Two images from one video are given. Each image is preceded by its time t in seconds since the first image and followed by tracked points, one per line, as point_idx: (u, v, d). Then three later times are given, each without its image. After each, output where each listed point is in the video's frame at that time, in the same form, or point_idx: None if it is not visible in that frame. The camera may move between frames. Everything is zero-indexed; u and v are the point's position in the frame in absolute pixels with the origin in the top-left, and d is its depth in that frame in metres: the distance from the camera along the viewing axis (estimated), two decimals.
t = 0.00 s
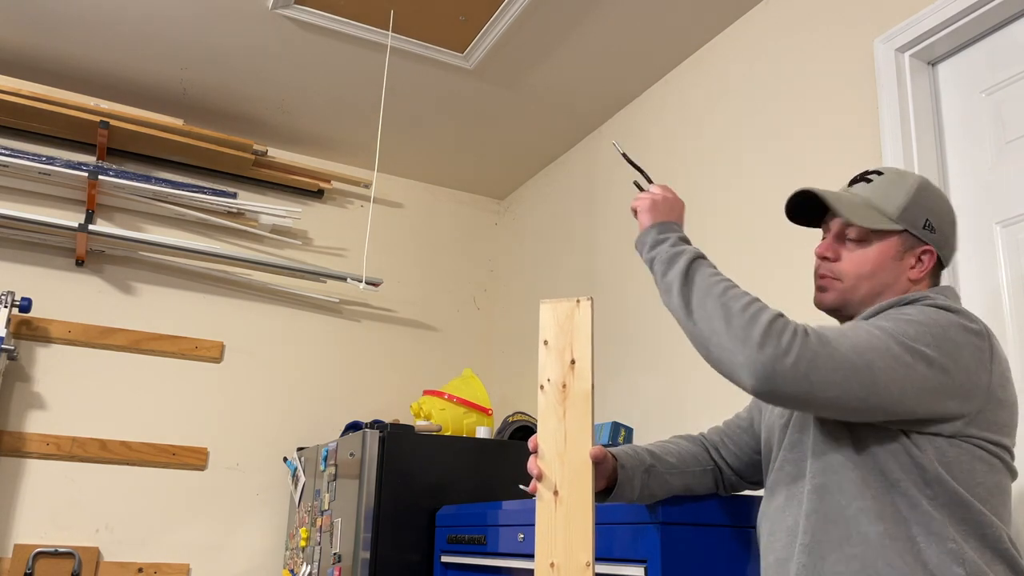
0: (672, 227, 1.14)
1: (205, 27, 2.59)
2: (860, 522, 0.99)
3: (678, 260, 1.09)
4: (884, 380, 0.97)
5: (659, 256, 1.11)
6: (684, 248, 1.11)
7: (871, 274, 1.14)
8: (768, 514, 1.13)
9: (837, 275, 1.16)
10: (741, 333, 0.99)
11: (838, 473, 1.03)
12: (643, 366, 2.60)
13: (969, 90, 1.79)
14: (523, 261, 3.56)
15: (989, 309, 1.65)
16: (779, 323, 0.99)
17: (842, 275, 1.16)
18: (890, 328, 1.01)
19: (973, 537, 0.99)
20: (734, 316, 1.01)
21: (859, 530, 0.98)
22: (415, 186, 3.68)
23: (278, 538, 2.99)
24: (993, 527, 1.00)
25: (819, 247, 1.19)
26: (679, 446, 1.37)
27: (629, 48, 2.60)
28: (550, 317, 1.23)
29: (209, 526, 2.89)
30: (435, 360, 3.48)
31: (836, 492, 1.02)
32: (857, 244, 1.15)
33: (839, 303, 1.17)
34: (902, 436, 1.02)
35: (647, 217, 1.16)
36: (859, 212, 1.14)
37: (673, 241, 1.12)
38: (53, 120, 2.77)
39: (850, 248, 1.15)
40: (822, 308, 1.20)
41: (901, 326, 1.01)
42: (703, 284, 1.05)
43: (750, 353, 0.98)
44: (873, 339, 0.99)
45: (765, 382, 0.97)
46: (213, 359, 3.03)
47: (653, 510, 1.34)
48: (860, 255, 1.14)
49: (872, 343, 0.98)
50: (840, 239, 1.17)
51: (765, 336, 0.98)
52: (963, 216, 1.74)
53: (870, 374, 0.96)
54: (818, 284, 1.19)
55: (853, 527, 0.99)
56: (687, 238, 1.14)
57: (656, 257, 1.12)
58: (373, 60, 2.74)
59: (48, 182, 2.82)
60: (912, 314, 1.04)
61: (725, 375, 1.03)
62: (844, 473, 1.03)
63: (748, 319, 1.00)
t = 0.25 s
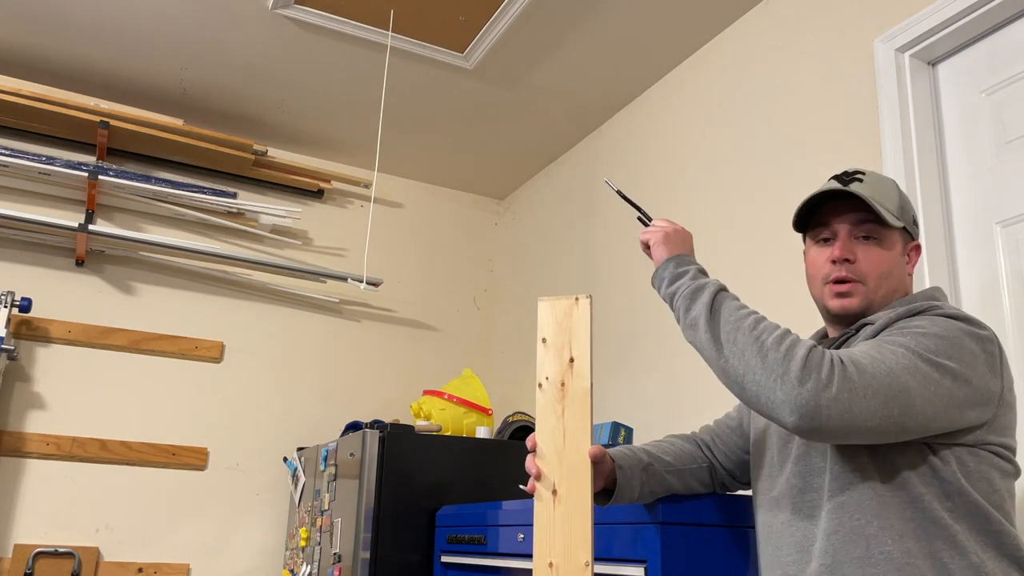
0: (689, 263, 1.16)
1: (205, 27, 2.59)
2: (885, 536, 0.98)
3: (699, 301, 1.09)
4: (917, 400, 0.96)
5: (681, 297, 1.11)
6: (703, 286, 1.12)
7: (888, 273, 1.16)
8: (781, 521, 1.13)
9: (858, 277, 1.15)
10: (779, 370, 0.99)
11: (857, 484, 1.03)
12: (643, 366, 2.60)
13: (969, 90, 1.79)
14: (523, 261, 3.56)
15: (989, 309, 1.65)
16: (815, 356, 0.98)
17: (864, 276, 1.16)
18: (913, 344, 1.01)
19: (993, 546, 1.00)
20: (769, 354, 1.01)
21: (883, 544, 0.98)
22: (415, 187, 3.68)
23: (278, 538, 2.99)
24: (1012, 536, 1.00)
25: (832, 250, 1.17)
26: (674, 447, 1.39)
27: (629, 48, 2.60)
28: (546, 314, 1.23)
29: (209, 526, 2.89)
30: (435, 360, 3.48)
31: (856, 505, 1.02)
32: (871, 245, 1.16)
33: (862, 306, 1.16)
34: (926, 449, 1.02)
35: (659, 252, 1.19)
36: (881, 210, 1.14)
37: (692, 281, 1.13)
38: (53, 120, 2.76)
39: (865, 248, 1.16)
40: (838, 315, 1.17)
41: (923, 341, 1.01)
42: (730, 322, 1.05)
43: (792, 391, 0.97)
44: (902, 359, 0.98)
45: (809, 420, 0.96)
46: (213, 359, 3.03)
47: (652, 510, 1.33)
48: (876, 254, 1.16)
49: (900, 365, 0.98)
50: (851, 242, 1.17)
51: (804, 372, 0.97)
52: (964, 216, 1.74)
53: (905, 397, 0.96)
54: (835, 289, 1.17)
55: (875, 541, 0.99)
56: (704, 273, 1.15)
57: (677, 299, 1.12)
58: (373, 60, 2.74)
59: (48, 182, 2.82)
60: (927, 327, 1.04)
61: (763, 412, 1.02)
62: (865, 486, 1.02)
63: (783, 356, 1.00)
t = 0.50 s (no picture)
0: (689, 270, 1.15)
1: (205, 27, 2.59)
2: (885, 537, 0.98)
3: (700, 307, 1.09)
4: (920, 401, 0.96)
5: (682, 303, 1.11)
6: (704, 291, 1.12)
7: (885, 274, 1.15)
8: (782, 521, 1.12)
9: (856, 278, 1.15)
10: (782, 374, 0.99)
11: (858, 485, 1.03)
12: (643, 366, 2.60)
13: (969, 90, 1.79)
14: (523, 261, 3.56)
15: (989, 309, 1.65)
16: (817, 359, 0.98)
17: (862, 277, 1.15)
18: (914, 345, 1.01)
19: (992, 548, 1.00)
20: (772, 359, 1.00)
21: (884, 545, 0.98)
22: (415, 186, 3.68)
23: (277, 538, 2.99)
24: (1013, 538, 1.00)
25: (829, 251, 1.17)
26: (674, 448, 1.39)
27: (629, 48, 2.60)
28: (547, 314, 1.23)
29: (209, 526, 2.89)
30: (435, 360, 3.48)
31: (856, 506, 1.02)
32: (869, 244, 1.16)
33: (860, 307, 1.16)
34: (927, 450, 1.02)
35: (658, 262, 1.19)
36: (877, 211, 1.14)
37: (693, 286, 1.13)
38: (53, 120, 2.77)
39: (863, 248, 1.16)
40: (836, 315, 1.17)
41: (924, 341, 1.01)
42: (731, 327, 1.05)
43: (795, 395, 0.97)
44: (904, 360, 0.98)
45: (814, 423, 0.96)
46: (213, 359, 3.03)
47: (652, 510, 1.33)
48: (874, 254, 1.16)
49: (901, 366, 0.98)
50: (848, 242, 1.17)
51: (807, 375, 0.97)
52: (964, 216, 1.74)
53: (908, 398, 0.96)
54: (832, 289, 1.17)
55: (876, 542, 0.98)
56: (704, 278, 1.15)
57: (678, 304, 1.12)
58: (373, 60, 2.74)
59: (48, 183, 2.82)
60: (927, 327, 1.04)
61: (767, 416, 1.02)
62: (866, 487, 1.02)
63: (786, 360, 0.99)
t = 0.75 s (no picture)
0: (659, 305, 1.14)
1: (205, 27, 2.59)
2: (882, 541, 0.99)
3: (676, 335, 1.09)
4: (911, 411, 0.96)
5: (657, 335, 1.11)
6: (679, 320, 1.12)
7: (880, 271, 1.15)
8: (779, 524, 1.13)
9: (848, 276, 1.15)
10: (764, 399, 0.99)
11: (855, 489, 1.03)
12: (643, 365, 2.60)
13: (969, 90, 1.79)
14: (523, 261, 3.56)
15: (989, 308, 1.65)
16: (800, 382, 0.98)
17: (854, 275, 1.15)
18: (905, 352, 1.01)
19: (992, 550, 1.00)
20: (753, 385, 1.01)
21: (881, 550, 0.98)
22: (415, 187, 3.68)
23: (277, 538, 2.99)
24: (1012, 538, 1.00)
25: (822, 249, 1.18)
26: (682, 446, 1.39)
27: (629, 48, 2.60)
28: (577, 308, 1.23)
29: (209, 526, 2.89)
30: (435, 360, 3.48)
31: (853, 510, 1.02)
32: (863, 243, 1.16)
33: (852, 304, 1.16)
34: (925, 454, 1.02)
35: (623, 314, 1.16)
36: (869, 209, 1.14)
37: (666, 316, 1.13)
38: (53, 120, 2.76)
39: (857, 246, 1.16)
40: (830, 313, 1.18)
41: (915, 348, 1.01)
42: (709, 354, 1.05)
43: (780, 420, 0.97)
44: (892, 371, 0.98)
45: (801, 447, 0.97)
46: (213, 359, 3.03)
47: (653, 510, 1.33)
48: (868, 252, 1.15)
49: (889, 378, 0.97)
50: (843, 240, 1.17)
51: (790, 399, 0.98)
52: (964, 216, 1.75)
53: (898, 410, 0.96)
54: (825, 287, 1.17)
55: (873, 546, 0.99)
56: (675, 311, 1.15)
57: (652, 342, 1.12)
58: (373, 60, 2.74)
59: (48, 183, 2.82)
60: (917, 332, 1.03)
61: (754, 441, 1.02)
62: (863, 491, 1.02)
63: (767, 385, 1.00)
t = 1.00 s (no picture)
0: (651, 301, 1.16)
1: (205, 27, 2.59)
2: (868, 544, 0.99)
3: (664, 335, 1.10)
4: (893, 417, 0.96)
5: (646, 332, 1.12)
6: (670, 319, 1.13)
7: (881, 268, 1.15)
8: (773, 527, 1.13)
9: (849, 270, 1.15)
10: (744, 405, 1.00)
11: (843, 493, 1.03)
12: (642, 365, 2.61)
13: (969, 90, 1.79)
14: (523, 260, 3.56)
15: (989, 308, 1.65)
16: (779, 389, 0.98)
17: (855, 270, 1.15)
18: (890, 356, 0.99)
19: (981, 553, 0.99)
20: (734, 390, 1.01)
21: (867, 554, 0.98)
22: (415, 187, 3.68)
23: (277, 538, 2.99)
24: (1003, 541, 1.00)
25: (823, 244, 1.18)
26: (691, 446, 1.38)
27: (629, 48, 2.60)
28: (607, 307, 1.24)
29: (209, 526, 2.89)
30: (435, 360, 3.48)
31: (841, 513, 1.02)
32: (864, 238, 1.16)
33: (851, 299, 1.16)
34: (913, 457, 1.01)
35: (615, 305, 1.19)
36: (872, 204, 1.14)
37: (658, 313, 1.14)
38: (53, 120, 2.76)
39: (858, 242, 1.16)
40: (830, 307, 1.17)
41: (901, 351, 1.00)
42: (693, 356, 1.06)
43: (757, 428, 0.98)
44: (874, 376, 0.97)
45: (778, 453, 0.98)
46: (213, 359, 3.03)
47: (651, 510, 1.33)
48: (870, 248, 1.15)
49: (871, 383, 0.96)
50: (845, 236, 1.17)
51: (767, 407, 0.98)
52: (964, 216, 1.75)
53: (879, 416, 0.95)
54: (825, 282, 1.17)
55: (858, 549, 0.99)
56: (669, 307, 1.15)
57: (641, 339, 1.13)
58: (373, 60, 2.74)
59: (48, 183, 2.82)
60: (905, 335, 1.02)
61: (736, 445, 1.03)
62: (851, 494, 1.03)
63: (747, 391, 1.00)
